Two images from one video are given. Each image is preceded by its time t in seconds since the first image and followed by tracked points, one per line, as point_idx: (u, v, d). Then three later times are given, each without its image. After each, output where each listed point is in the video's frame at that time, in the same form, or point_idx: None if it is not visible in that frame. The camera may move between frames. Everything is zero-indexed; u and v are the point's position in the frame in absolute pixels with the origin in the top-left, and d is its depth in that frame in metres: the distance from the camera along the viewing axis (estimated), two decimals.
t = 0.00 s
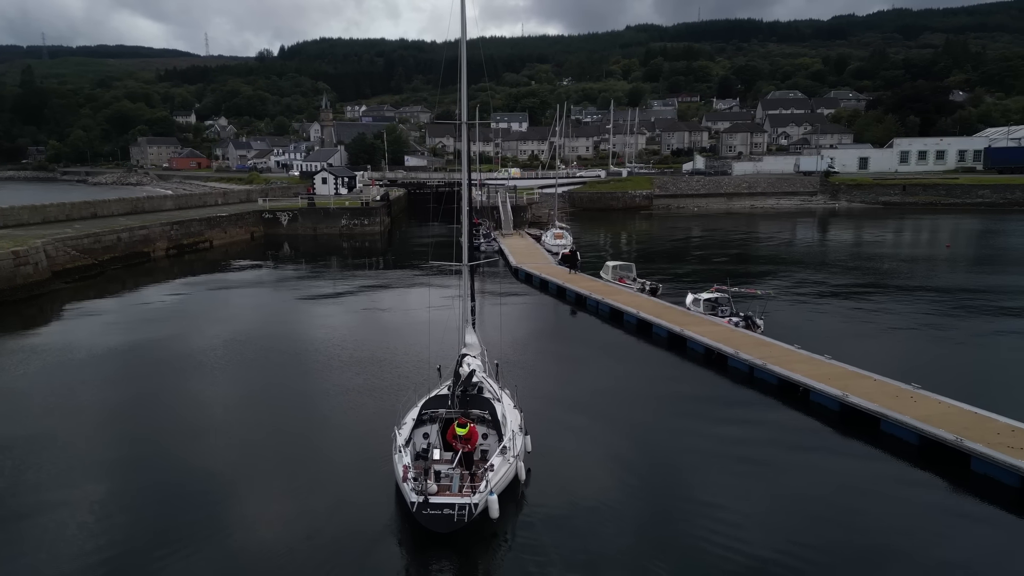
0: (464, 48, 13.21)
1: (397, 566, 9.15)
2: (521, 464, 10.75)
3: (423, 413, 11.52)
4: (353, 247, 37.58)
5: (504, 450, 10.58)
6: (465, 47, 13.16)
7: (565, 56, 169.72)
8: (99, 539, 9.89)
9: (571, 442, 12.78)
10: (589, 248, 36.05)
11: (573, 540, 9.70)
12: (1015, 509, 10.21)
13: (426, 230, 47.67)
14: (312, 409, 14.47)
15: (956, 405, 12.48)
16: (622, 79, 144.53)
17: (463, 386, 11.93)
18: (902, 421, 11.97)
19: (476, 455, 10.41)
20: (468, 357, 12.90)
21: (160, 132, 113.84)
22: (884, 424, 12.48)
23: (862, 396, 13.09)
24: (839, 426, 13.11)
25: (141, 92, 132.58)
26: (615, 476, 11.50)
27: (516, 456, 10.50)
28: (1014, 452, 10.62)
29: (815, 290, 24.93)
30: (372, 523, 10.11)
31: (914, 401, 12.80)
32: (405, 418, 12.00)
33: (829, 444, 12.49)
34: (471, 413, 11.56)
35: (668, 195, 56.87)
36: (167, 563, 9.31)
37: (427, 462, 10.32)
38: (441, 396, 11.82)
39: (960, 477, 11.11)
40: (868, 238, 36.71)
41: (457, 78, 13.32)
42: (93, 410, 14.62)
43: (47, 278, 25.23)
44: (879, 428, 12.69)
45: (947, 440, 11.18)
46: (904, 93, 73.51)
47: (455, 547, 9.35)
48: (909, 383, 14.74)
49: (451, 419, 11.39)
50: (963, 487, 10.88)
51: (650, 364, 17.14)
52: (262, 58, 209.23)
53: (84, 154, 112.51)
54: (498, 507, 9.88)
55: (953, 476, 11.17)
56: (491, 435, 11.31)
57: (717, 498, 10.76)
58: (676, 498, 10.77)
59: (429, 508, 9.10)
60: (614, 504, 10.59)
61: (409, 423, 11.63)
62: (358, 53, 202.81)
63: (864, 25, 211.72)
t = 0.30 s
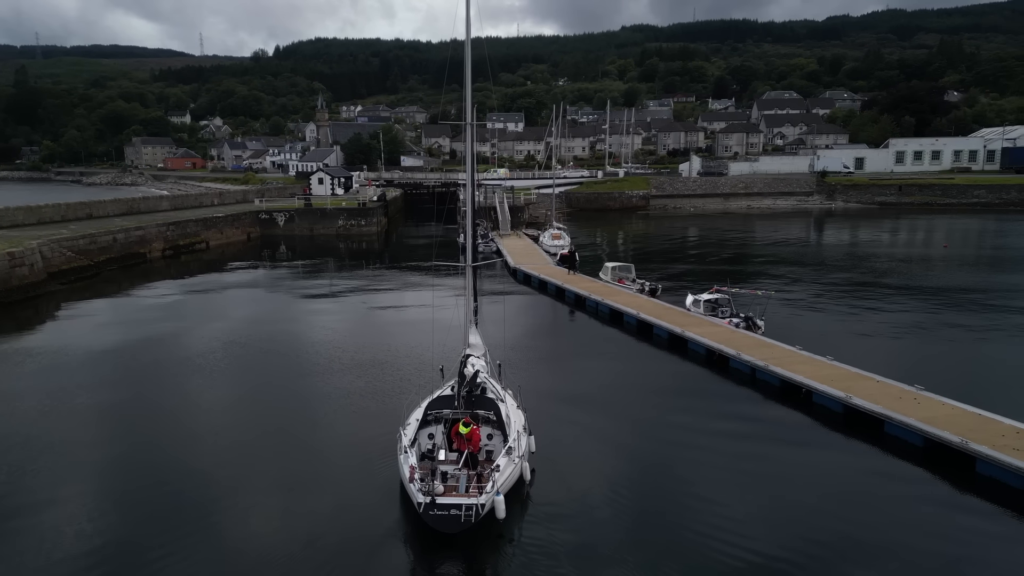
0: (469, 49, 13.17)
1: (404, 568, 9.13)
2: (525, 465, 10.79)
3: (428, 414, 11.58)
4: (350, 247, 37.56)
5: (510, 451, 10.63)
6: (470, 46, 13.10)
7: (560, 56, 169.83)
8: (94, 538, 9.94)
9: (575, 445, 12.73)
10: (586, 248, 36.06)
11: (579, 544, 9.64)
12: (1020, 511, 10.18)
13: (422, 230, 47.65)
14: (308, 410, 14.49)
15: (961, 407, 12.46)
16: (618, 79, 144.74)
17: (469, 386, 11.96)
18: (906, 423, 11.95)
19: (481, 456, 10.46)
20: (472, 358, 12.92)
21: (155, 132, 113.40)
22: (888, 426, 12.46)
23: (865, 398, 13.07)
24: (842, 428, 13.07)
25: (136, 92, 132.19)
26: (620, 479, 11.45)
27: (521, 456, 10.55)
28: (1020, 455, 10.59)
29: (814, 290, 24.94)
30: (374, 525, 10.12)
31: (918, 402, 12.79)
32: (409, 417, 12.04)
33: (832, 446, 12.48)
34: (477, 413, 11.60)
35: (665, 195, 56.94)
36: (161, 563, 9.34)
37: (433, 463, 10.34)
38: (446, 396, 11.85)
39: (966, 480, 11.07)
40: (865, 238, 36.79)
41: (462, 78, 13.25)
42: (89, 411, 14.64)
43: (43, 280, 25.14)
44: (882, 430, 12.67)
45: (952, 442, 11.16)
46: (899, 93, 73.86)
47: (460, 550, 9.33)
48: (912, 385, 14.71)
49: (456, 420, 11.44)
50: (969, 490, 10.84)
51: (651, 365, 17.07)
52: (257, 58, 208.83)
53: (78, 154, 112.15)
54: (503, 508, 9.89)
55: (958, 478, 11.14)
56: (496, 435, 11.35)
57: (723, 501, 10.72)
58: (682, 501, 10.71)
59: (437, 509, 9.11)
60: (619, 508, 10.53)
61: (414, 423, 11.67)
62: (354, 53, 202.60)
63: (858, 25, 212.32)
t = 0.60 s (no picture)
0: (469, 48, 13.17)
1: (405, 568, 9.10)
2: (526, 464, 10.77)
3: (427, 414, 11.48)
4: (345, 248, 37.45)
5: (510, 451, 10.61)
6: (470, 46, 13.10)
7: (555, 56, 169.71)
8: (88, 538, 9.96)
9: (575, 445, 12.61)
10: (583, 248, 36.04)
11: (579, 547, 9.52)
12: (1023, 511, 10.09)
13: (418, 230, 47.58)
14: (302, 411, 14.49)
15: (962, 408, 12.40)
16: (613, 79, 144.86)
17: (469, 386, 11.93)
18: (908, 424, 11.84)
19: (483, 456, 10.43)
20: (471, 358, 12.88)
21: (149, 132, 112.88)
22: (888, 427, 12.36)
23: (866, 398, 12.99)
24: (842, 429, 12.97)
25: (129, 92, 131.66)
26: (619, 480, 11.35)
27: (522, 456, 10.53)
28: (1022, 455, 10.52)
29: (811, 290, 24.93)
30: (371, 529, 10.03)
31: (919, 403, 12.71)
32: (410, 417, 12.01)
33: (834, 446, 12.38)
34: (477, 412, 11.55)
35: (661, 195, 56.98)
36: (154, 563, 9.35)
37: (434, 464, 10.31)
38: (446, 396, 11.77)
39: (968, 480, 10.97)
40: (861, 238, 36.83)
41: (462, 77, 13.21)
42: (82, 413, 14.55)
43: (36, 280, 24.96)
44: (883, 431, 12.57)
45: (955, 443, 11.07)
46: (894, 93, 74.08)
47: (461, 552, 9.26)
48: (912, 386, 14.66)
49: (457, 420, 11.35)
50: (971, 490, 10.74)
51: (649, 365, 16.99)
52: (251, 58, 208.30)
53: (72, 154, 111.71)
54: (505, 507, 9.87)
55: (960, 479, 11.04)
56: (497, 435, 11.31)
57: (726, 501, 10.60)
58: (684, 503, 10.57)
59: (439, 509, 9.10)
60: (620, 509, 10.40)
61: (414, 422, 11.64)
62: (349, 53, 202.27)
63: (853, 26, 212.80)
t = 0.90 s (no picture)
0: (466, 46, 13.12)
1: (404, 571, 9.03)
2: (526, 464, 10.71)
3: (427, 414, 11.49)
4: (341, 248, 37.35)
5: (510, 451, 10.56)
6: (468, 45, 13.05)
7: (550, 55, 169.72)
8: (82, 539, 9.95)
9: (575, 445, 12.51)
10: (578, 248, 36.02)
11: (579, 548, 9.42)
12: None
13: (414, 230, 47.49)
14: (296, 413, 14.47)
15: (963, 409, 12.34)
16: (608, 79, 145.03)
17: (468, 386, 11.95)
18: (908, 425, 11.78)
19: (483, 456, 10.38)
20: (470, 357, 12.88)
21: (143, 132, 112.33)
22: (889, 428, 12.28)
23: (865, 399, 12.93)
24: (842, 429, 12.90)
25: (122, 92, 131.03)
26: (619, 480, 11.26)
27: (522, 456, 10.47)
28: None
29: (808, 290, 24.93)
30: (367, 534, 9.93)
31: (919, 403, 12.66)
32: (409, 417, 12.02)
33: (832, 447, 12.33)
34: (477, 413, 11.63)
35: (656, 195, 57.04)
36: (147, 565, 9.34)
37: (434, 463, 10.28)
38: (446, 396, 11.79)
39: (969, 481, 10.89)
40: (856, 238, 36.90)
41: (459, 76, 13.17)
42: (77, 414, 14.55)
43: (28, 281, 24.80)
44: (883, 432, 12.49)
45: (956, 444, 10.99)
46: (888, 93, 74.35)
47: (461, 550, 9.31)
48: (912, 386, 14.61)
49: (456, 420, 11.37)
50: (971, 492, 10.66)
51: (647, 365, 16.92)
52: (245, 57, 207.65)
53: (65, 154, 111.21)
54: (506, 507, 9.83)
55: (961, 480, 10.94)
56: (497, 434, 11.34)
57: (729, 501, 10.51)
58: (686, 503, 10.47)
59: (439, 509, 9.07)
60: (620, 511, 10.31)
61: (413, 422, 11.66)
62: (344, 52, 201.87)
63: (847, 26, 213.61)
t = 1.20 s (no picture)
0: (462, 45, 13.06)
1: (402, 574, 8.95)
2: (523, 465, 10.67)
3: (423, 415, 11.54)
4: (336, 248, 37.24)
5: (508, 451, 10.51)
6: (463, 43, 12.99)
7: (546, 55, 169.83)
8: (75, 539, 9.95)
9: (573, 446, 12.42)
10: (574, 248, 35.98)
11: (577, 549, 9.34)
12: None
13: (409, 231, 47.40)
14: (290, 413, 14.46)
15: (963, 411, 12.29)
16: (603, 79, 145.24)
17: (465, 387, 11.93)
18: (908, 427, 11.72)
19: (479, 457, 10.34)
20: (467, 358, 12.94)
21: (137, 132, 111.83)
22: (888, 430, 12.25)
23: (864, 401, 12.89)
24: (840, 431, 12.85)
25: (116, 91, 130.45)
26: (616, 480, 11.20)
27: (520, 456, 10.41)
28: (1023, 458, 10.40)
29: (804, 291, 24.93)
30: (362, 536, 9.86)
31: (918, 405, 12.63)
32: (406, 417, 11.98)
33: (831, 448, 12.27)
34: (474, 414, 11.62)
35: (652, 195, 57.09)
36: (140, 564, 9.36)
37: (431, 465, 10.25)
38: (443, 398, 11.84)
39: (969, 484, 10.83)
40: (852, 238, 36.94)
41: (456, 76, 13.12)
42: (72, 415, 14.56)
43: (19, 282, 24.61)
44: (883, 434, 12.45)
45: (956, 447, 10.93)
46: (882, 93, 74.57)
47: (459, 552, 9.26)
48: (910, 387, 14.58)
49: (452, 421, 11.45)
50: (971, 494, 10.59)
51: (643, 365, 16.87)
52: (240, 57, 207.13)
53: (58, 154, 110.79)
54: (503, 507, 9.79)
55: (961, 483, 10.88)
56: (493, 435, 11.32)
57: (729, 502, 10.42)
58: (685, 505, 10.38)
59: (437, 511, 9.02)
60: (618, 512, 10.23)
61: (410, 423, 11.64)
62: (339, 52, 201.60)
63: (841, 27, 214.51)
